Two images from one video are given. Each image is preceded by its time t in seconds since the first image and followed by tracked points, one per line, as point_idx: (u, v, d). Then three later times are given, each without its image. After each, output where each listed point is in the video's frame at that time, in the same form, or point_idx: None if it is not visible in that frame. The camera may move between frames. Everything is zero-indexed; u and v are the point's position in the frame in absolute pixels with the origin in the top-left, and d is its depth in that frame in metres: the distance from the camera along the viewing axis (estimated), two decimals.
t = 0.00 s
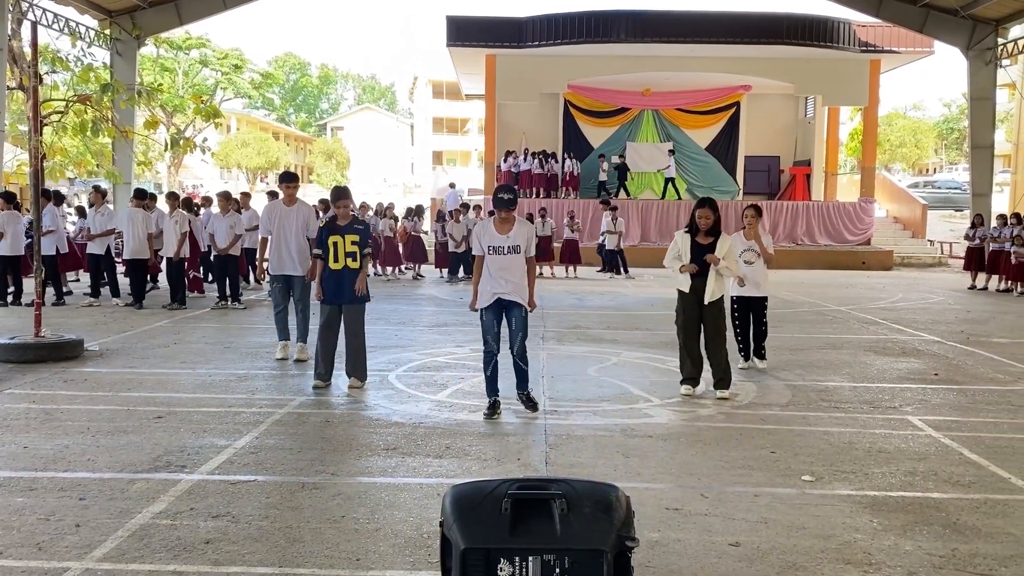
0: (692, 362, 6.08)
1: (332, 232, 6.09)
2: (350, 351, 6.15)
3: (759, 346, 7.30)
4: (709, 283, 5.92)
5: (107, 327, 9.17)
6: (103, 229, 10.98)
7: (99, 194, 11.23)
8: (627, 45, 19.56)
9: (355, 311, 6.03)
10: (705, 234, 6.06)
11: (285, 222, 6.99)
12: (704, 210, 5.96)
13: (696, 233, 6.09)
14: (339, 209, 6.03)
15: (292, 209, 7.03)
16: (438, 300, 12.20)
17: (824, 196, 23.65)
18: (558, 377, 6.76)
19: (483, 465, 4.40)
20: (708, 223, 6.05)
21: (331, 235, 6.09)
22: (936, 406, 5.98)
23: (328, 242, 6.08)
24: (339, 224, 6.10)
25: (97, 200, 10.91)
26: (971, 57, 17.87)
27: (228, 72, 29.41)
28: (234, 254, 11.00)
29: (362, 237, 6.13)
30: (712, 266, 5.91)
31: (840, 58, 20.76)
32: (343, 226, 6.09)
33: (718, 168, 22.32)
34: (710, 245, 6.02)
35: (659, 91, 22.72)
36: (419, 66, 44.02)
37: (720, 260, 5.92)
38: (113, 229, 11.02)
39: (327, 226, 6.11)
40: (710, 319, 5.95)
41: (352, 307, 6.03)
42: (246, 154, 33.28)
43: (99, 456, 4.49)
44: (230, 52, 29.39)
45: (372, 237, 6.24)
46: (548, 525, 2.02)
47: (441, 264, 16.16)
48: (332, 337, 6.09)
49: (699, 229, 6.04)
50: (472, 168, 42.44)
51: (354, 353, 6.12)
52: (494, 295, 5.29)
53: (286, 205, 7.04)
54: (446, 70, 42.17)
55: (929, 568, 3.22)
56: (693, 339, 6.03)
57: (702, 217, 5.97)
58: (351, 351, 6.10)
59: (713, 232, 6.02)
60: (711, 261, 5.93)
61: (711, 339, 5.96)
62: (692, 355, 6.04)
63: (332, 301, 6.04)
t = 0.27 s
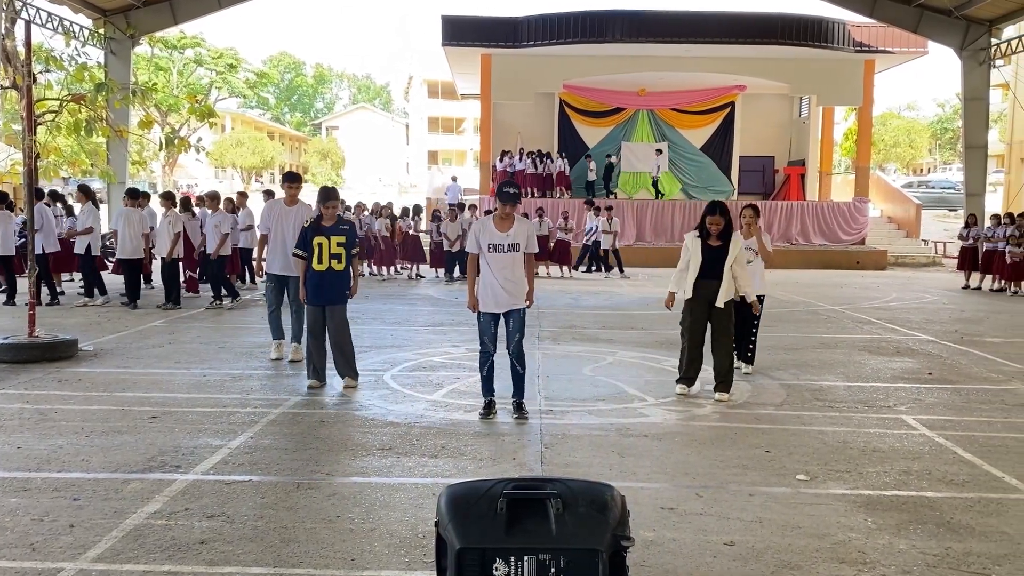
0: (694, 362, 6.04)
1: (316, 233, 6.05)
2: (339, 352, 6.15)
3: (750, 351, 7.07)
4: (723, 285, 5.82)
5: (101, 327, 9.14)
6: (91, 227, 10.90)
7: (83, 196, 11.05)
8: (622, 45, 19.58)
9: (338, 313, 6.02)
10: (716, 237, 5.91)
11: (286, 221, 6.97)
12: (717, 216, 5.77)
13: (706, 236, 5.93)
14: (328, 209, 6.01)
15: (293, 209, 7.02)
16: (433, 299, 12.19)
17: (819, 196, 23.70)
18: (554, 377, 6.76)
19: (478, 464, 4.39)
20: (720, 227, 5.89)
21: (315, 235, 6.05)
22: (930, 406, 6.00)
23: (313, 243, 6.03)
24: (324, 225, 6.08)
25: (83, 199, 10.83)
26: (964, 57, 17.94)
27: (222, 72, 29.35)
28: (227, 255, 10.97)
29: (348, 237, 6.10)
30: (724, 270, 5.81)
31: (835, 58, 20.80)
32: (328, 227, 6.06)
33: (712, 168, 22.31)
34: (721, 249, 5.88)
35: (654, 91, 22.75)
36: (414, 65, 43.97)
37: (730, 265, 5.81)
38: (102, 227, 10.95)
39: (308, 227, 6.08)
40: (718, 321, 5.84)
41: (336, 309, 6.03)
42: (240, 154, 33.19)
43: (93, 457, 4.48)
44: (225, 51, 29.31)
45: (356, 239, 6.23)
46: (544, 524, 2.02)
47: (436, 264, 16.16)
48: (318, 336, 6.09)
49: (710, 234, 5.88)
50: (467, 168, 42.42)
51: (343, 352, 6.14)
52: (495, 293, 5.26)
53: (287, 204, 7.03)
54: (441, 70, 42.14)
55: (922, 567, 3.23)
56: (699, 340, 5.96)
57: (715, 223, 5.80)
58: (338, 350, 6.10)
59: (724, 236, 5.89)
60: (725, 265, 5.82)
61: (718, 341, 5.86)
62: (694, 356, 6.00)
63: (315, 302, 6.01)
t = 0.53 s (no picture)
0: (697, 360, 5.99)
1: (307, 232, 6.04)
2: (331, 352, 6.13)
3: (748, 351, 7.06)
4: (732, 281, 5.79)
5: (94, 327, 9.11)
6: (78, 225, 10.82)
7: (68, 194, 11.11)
8: (616, 45, 19.60)
9: (331, 314, 6.01)
10: (718, 236, 5.87)
11: (281, 221, 6.94)
12: (719, 214, 5.73)
13: (709, 235, 5.90)
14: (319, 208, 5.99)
15: (289, 209, 6.97)
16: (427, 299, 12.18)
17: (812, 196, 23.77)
18: (547, 376, 6.77)
19: (473, 464, 4.39)
20: (722, 226, 5.84)
21: (306, 235, 6.04)
22: (923, 405, 6.02)
23: (303, 243, 6.02)
24: (315, 225, 6.07)
25: (69, 197, 10.76)
26: (957, 57, 18.00)
27: (216, 71, 29.27)
28: (219, 254, 10.91)
29: (340, 237, 6.08)
30: (730, 271, 5.79)
31: (828, 58, 20.86)
32: (320, 227, 6.05)
33: (707, 168, 22.34)
34: (723, 249, 5.84)
35: (647, 91, 22.77)
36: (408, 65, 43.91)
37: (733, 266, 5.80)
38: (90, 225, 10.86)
39: (299, 227, 6.06)
40: (720, 323, 5.85)
41: (328, 309, 6.01)
42: (234, 153, 33.07)
43: (86, 457, 4.45)
44: (218, 51, 29.22)
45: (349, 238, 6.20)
46: (538, 524, 2.02)
47: (429, 264, 16.14)
48: (310, 335, 6.09)
49: (712, 233, 5.84)
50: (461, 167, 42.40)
51: (331, 352, 6.12)
52: (498, 295, 5.17)
53: (284, 203, 6.97)
54: (435, 70, 42.09)
55: (916, 566, 3.24)
56: (702, 339, 5.92)
57: (716, 223, 5.76)
58: (327, 349, 6.07)
59: (727, 235, 5.86)
60: (730, 265, 5.80)
61: (719, 342, 5.89)
62: (698, 355, 5.96)
63: (306, 302, 6.01)
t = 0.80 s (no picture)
0: (694, 359, 5.95)
1: (305, 231, 6.04)
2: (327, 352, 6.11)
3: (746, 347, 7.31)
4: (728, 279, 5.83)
5: (86, 327, 9.07)
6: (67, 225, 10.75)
7: (60, 194, 11.28)
8: (609, 44, 19.61)
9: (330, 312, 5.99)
10: (714, 236, 5.88)
11: (271, 221, 6.91)
12: (714, 213, 5.80)
13: (703, 234, 5.91)
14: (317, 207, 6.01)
15: (279, 207, 6.95)
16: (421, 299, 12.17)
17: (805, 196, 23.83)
18: (541, 376, 6.77)
19: (466, 464, 4.38)
20: (718, 226, 5.87)
21: (304, 234, 6.04)
22: (915, 404, 6.04)
23: (302, 242, 6.01)
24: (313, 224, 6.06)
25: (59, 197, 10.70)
26: (949, 58, 18.09)
27: (208, 71, 29.18)
28: (212, 254, 10.87)
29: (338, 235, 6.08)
30: (725, 271, 5.83)
31: (821, 58, 20.92)
32: (317, 225, 6.06)
33: (701, 168, 22.37)
34: (719, 248, 5.85)
35: (641, 91, 22.80)
36: (401, 64, 43.85)
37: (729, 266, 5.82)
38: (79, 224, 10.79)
39: (297, 226, 6.07)
40: (715, 324, 5.85)
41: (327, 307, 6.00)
42: (226, 153, 32.97)
43: (78, 457, 4.43)
44: (211, 50, 29.13)
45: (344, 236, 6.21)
46: (531, 523, 2.01)
47: (422, 263, 16.13)
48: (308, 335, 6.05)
49: (708, 232, 5.86)
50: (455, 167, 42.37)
51: (326, 352, 6.11)
52: (501, 295, 5.14)
53: (273, 202, 6.96)
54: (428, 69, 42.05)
55: (908, 564, 3.25)
56: (697, 340, 5.91)
57: (712, 223, 5.79)
58: (324, 348, 6.07)
59: (722, 235, 5.87)
60: (726, 265, 5.83)
61: (713, 342, 5.90)
62: (693, 356, 5.94)
63: (306, 300, 5.97)
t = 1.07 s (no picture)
0: (689, 359, 5.95)
1: (301, 231, 6.00)
2: (323, 351, 6.11)
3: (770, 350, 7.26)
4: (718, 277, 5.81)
5: (77, 327, 9.03)
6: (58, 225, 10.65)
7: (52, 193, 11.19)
8: (603, 44, 19.63)
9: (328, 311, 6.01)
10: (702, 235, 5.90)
11: (255, 220, 6.93)
12: (704, 213, 5.80)
13: (692, 234, 5.91)
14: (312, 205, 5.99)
15: (259, 206, 6.97)
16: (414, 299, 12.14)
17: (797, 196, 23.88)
18: (535, 375, 6.77)
19: (459, 464, 4.38)
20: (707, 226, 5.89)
21: (300, 233, 6.01)
22: (908, 403, 6.06)
23: (298, 241, 5.98)
24: (307, 223, 6.06)
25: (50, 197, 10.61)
26: (941, 58, 18.16)
27: (201, 70, 29.08)
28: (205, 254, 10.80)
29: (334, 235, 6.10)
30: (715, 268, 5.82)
31: (813, 58, 20.98)
32: (313, 224, 6.04)
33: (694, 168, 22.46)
34: (708, 245, 5.87)
35: (635, 91, 22.81)
36: (395, 64, 43.80)
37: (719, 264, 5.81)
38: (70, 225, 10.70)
39: (293, 226, 6.02)
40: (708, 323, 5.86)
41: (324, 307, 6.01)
42: (219, 152, 32.86)
43: (69, 458, 4.41)
44: (204, 49, 29.05)
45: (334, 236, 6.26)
46: (524, 523, 2.01)
47: (416, 263, 16.11)
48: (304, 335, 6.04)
49: (697, 232, 5.87)
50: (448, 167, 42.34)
51: (322, 351, 6.12)
52: (498, 292, 5.13)
53: (252, 202, 6.98)
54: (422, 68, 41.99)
55: (901, 563, 3.26)
56: (691, 339, 5.92)
57: (700, 222, 5.81)
58: (323, 348, 6.08)
59: (711, 234, 5.89)
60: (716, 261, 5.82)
61: (707, 341, 5.92)
62: (687, 355, 5.94)
63: (305, 299, 5.96)
